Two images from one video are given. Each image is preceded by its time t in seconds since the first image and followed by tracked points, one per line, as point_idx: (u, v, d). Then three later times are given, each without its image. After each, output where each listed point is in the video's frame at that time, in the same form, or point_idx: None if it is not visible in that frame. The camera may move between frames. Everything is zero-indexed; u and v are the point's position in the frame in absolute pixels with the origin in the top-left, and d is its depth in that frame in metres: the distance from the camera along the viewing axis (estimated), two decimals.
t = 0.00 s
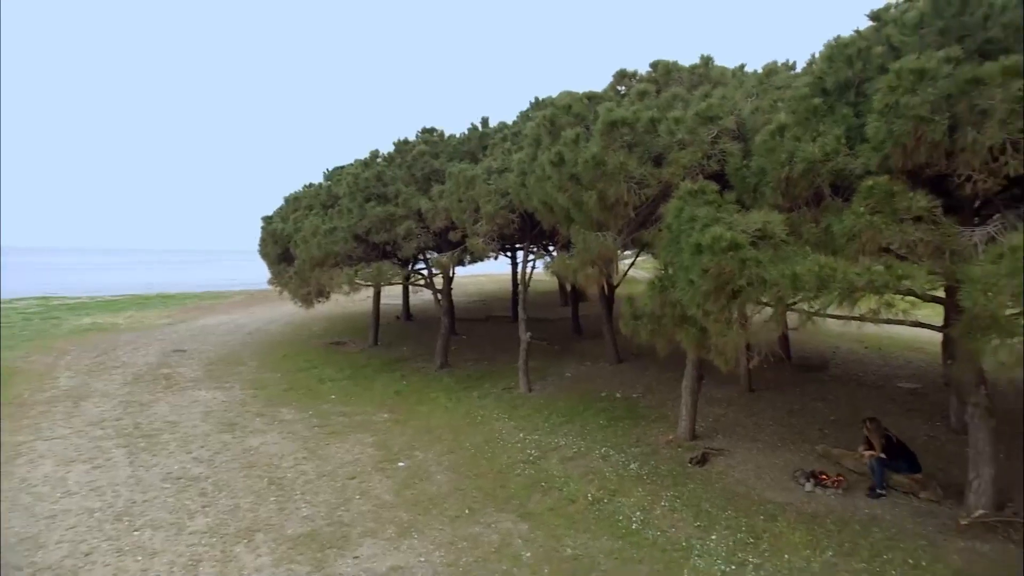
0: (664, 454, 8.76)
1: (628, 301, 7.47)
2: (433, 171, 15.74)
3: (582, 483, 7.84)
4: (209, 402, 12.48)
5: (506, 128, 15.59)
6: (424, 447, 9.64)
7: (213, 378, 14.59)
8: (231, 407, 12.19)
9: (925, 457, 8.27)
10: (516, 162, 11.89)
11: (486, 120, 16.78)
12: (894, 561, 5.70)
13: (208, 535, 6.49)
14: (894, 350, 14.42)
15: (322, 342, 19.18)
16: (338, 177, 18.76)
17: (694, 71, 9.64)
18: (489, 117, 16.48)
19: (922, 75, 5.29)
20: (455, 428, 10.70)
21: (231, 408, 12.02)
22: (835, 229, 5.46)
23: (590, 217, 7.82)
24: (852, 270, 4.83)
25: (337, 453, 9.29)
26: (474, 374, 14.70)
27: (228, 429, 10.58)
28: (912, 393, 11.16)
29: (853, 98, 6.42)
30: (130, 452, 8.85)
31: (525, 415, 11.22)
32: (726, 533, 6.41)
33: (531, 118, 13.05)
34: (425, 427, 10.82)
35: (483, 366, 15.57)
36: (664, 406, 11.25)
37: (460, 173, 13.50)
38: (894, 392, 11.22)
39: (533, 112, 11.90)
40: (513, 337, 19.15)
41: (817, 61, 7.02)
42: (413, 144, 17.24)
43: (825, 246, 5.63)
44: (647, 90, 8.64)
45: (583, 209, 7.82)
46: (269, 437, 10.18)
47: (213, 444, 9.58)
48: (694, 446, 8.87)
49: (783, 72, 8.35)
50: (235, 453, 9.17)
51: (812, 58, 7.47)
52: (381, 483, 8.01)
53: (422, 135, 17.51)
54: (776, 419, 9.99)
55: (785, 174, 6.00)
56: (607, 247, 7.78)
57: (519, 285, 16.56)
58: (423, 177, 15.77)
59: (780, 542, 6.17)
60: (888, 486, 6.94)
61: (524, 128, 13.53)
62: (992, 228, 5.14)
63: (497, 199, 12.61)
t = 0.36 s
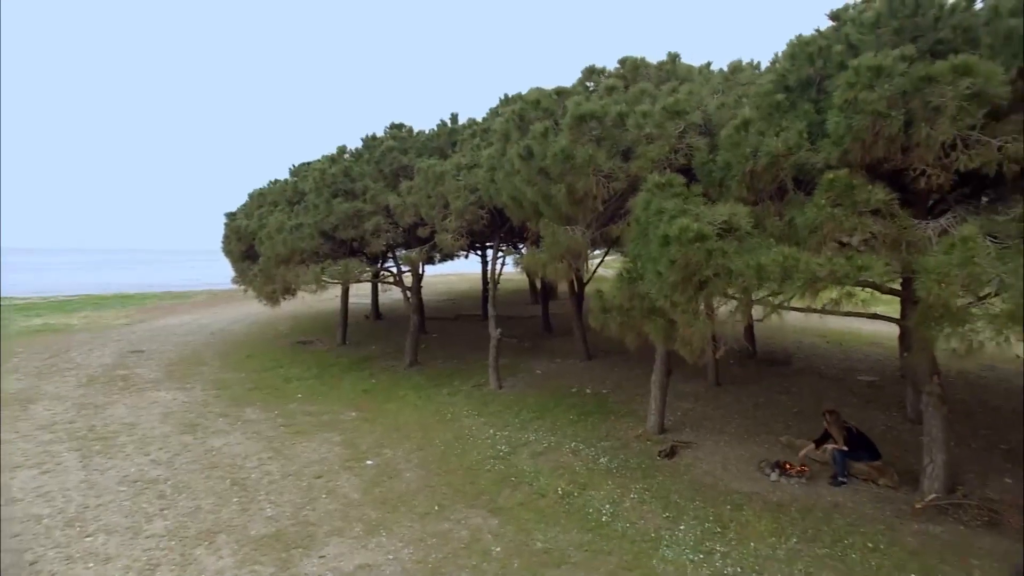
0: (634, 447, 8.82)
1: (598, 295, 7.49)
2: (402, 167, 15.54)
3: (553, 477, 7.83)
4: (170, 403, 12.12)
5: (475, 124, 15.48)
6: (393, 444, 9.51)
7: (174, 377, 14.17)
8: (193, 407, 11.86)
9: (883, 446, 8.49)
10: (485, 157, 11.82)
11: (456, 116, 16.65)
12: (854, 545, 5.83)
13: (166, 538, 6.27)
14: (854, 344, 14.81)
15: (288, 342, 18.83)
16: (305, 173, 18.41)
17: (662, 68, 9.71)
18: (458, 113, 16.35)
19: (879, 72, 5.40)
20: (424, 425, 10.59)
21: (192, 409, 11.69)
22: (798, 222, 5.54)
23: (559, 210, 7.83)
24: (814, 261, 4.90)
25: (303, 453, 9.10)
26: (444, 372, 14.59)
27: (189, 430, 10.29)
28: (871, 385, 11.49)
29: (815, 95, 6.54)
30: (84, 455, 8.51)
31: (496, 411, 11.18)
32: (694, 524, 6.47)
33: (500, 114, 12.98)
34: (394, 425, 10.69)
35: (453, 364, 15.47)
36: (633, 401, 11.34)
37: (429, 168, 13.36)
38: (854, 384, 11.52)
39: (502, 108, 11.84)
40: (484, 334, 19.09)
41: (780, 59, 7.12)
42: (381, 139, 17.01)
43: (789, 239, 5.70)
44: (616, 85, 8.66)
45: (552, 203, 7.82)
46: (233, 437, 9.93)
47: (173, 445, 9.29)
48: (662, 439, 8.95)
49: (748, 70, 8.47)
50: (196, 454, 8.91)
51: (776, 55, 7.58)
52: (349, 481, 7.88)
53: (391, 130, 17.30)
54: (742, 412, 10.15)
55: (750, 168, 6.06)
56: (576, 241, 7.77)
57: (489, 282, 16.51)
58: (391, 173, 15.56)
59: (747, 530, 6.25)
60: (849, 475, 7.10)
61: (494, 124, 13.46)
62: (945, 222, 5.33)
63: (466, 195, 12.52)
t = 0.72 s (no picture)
0: (614, 442, 8.83)
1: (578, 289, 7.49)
2: (381, 163, 15.38)
3: (534, 473, 7.81)
4: (142, 402, 11.85)
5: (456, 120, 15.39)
6: (372, 442, 9.41)
7: (147, 377, 13.88)
8: (167, 407, 11.61)
9: (857, 438, 8.61)
10: (465, 153, 11.76)
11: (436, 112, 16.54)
12: (831, 534, 5.89)
13: (137, 539, 6.12)
14: (829, 341, 15.02)
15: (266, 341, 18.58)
16: (282, 169, 18.15)
17: (641, 63, 9.74)
18: (438, 109, 16.25)
19: (854, 67, 5.45)
20: (404, 422, 10.51)
21: (166, 409, 11.44)
22: (775, 215, 5.57)
23: (540, 205, 7.82)
24: (792, 252, 4.94)
25: (280, 451, 8.97)
26: (424, 370, 14.50)
27: (163, 430, 10.07)
28: (846, 379, 11.68)
29: (792, 90, 6.61)
30: (52, 455, 8.27)
31: (476, 408, 11.14)
32: (674, 516, 6.49)
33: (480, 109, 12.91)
34: (374, 423, 10.59)
35: (433, 362, 15.38)
36: (614, 397, 11.36)
37: (409, 164, 13.25)
38: (830, 378, 11.71)
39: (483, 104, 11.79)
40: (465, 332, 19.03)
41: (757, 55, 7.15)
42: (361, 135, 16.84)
43: (766, 231, 5.72)
44: (596, 80, 8.65)
45: (532, 197, 7.79)
46: (208, 437, 9.76)
47: (146, 445, 9.08)
48: (643, 433, 8.98)
49: (726, 66, 8.51)
50: (169, 454, 8.72)
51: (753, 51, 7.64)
52: (328, 479, 7.78)
53: (370, 126, 17.13)
54: (721, 407, 10.23)
55: (729, 161, 6.08)
56: (556, 235, 7.75)
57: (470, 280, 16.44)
58: (370, 168, 15.40)
59: (726, 522, 6.28)
60: (825, 466, 7.18)
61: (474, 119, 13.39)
62: (917, 215, 5.42)
63: (446, 191, 12.44)
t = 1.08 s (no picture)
0: (604, 439, 8.83)
1: (567, 285, 7.47)
2: (370, 160, 15.27)
3: (523, 469, 7.78)
4: (127, 401, 11.69)
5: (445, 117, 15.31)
6: (361, 440, 9.35)
7: (131, 375, 13.70)
8: (152, 406, 11.46)
9: (845, 433, 8.67)
10: (454, 150, 11.70)
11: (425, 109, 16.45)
12: (819, 528, 5.91)
13: (119, 539, 6.02)
14: (816, 338, 15.13)
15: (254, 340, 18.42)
16: (270, 166, 17.98)
17: (630, 60, 9.73)
18: (427, 106, 16.17)
19: (841, 62, 5.46)
20: (393, 420, 10.44)
21: (151, 408, 11.28)
22: (763, 209, 5.58)
23: (529, 200, 7.79)
24: (780, 246, 4.95)
25: (268, 449, 8.88)
26: (413, 368, 14.43)
27: (147, 429, 9.93)
28: (833, 375, 11.76)
29: (779, 85, 6.63)
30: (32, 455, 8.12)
31: (465, 406, 11.10)
32: (664, 511, 6.49)
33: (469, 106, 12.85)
34: (363, 421, 10.51)
35: (422, 361, 15.32)
36: (603, 393, 11.37)
37: (398, 160, 13.17)
38: (818, 375, 11.78)
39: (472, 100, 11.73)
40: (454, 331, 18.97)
41: (745, 51, 7.15)
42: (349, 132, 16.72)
43: (754, 225, 5.72)
44: (585, 76, 8.63)
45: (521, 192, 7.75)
46: (194, 435, 9.64)
47: (129, 445, 8.95)
48: (632, 430, 8.99)
49: (715, 62, 8.52)
50: (154, 453, 8.60)
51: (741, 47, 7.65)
52: (315, 476, 7.72)
53: (358, 123, 17.02)
54: (710, 403, 10.26)
55: (717, 156, 6.07)
56: (545, 231, 7.72)
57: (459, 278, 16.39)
58: (359, 165, 15.29)
59: (715, 516, 6.29)
60: (813, 461, 7.22)
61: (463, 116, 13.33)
62: (903, 210, 5.45)
63: (435, 187, 12.37)
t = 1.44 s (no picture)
0: (590, 434, 8.82)
1: (553, 280, 7.45)
2: (354, 156, 15.15)
3: (509, 465, 7.76)
4: (105, 401, 11.48)
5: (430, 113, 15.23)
6: (345, 437, 9.26)
7: (110, 375, 13.45)
8: (131, 406, 11.25)
9: (828, 427, 8.74)
10: (439, 146, 11.62)
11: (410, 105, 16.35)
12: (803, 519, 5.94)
13: (96, 539, 5.89)
14: (799, 335, 15.29)
15: (236, 339, 18.21)
16: (252, 162, 17.76)
17: (615, 56, 9.74)
18: (412, 102, 16.07)
19: (823, 56, 5.49)
20: (377, 418, 10.37)
21: (130, 408, 11.08)
22: (748, 202, 5.59)
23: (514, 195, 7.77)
24: (763, 239, 4.96)
25: (250, 448, 8.75)
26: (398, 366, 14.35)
27: (126, 428, 9.75)
28: (816, 371, 11.89)
29: (763, 81, 6.66)
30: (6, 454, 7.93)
31: (452, 403, 11.04)
32: (650, 504, 6.49)
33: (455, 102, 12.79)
34: (346, 419, 10.41)
35: (407, 359, 15.24)
36: (589, 390, 11.38)
37: (383, 156, 13.07)
38: (801, 370, 11.89)
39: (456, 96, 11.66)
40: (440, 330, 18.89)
41: (729, 47, 7.18)
42: (333, 128, 16.57)
43: (738, 219, 5.73)
44: (570, 70, 8.60)
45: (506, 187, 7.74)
46: (173, 434, 9.49)
47: (107, 444, 8.77)
48: (618, 425, 9.00)
49: (699, 58, 8.54)
50: (132, 453, 8.44)
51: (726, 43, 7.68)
52: (299, 474, 7.62)
53: (342, 119, 16.87)
54: (695, 399, 10.31)
55: (701, 149, 6.08)
56: (530, 225, 7.70)
57: (444, 276, 16.32)
58: (343, 162, 15.16)
59: (700, 509, 6.31)
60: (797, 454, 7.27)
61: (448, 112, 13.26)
62: (884, 203, 5.49)
63: (420, 183, 12.30)
